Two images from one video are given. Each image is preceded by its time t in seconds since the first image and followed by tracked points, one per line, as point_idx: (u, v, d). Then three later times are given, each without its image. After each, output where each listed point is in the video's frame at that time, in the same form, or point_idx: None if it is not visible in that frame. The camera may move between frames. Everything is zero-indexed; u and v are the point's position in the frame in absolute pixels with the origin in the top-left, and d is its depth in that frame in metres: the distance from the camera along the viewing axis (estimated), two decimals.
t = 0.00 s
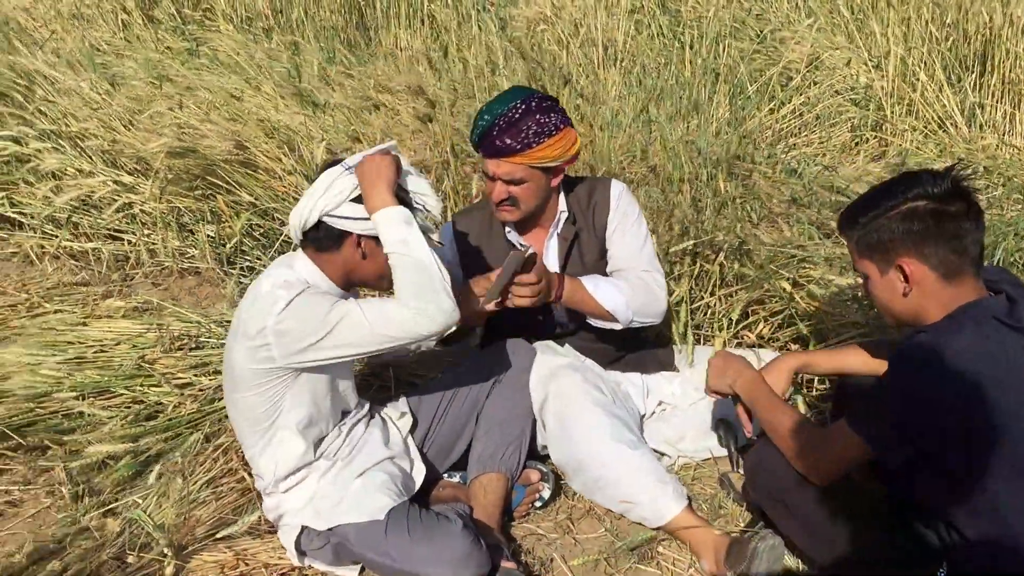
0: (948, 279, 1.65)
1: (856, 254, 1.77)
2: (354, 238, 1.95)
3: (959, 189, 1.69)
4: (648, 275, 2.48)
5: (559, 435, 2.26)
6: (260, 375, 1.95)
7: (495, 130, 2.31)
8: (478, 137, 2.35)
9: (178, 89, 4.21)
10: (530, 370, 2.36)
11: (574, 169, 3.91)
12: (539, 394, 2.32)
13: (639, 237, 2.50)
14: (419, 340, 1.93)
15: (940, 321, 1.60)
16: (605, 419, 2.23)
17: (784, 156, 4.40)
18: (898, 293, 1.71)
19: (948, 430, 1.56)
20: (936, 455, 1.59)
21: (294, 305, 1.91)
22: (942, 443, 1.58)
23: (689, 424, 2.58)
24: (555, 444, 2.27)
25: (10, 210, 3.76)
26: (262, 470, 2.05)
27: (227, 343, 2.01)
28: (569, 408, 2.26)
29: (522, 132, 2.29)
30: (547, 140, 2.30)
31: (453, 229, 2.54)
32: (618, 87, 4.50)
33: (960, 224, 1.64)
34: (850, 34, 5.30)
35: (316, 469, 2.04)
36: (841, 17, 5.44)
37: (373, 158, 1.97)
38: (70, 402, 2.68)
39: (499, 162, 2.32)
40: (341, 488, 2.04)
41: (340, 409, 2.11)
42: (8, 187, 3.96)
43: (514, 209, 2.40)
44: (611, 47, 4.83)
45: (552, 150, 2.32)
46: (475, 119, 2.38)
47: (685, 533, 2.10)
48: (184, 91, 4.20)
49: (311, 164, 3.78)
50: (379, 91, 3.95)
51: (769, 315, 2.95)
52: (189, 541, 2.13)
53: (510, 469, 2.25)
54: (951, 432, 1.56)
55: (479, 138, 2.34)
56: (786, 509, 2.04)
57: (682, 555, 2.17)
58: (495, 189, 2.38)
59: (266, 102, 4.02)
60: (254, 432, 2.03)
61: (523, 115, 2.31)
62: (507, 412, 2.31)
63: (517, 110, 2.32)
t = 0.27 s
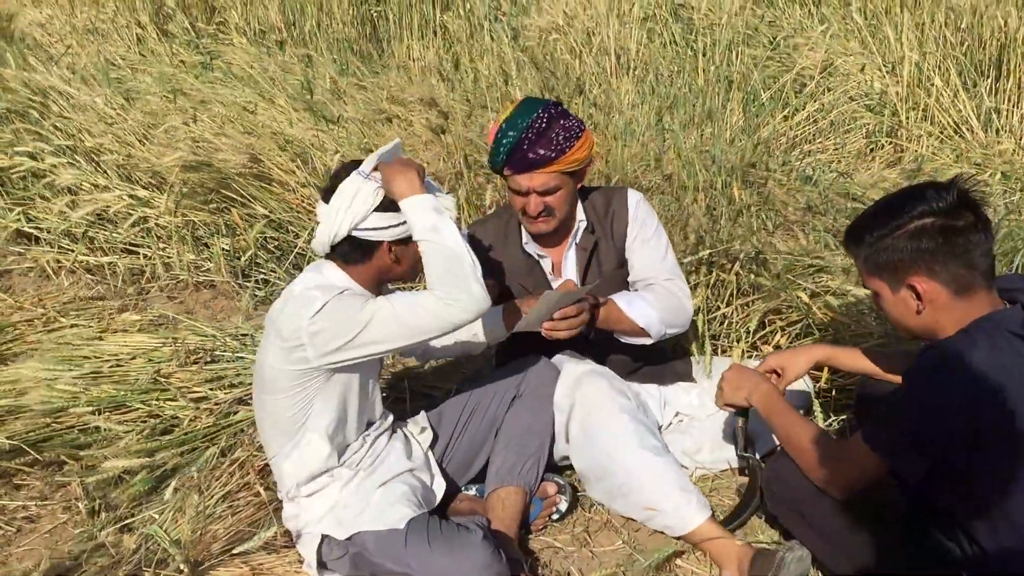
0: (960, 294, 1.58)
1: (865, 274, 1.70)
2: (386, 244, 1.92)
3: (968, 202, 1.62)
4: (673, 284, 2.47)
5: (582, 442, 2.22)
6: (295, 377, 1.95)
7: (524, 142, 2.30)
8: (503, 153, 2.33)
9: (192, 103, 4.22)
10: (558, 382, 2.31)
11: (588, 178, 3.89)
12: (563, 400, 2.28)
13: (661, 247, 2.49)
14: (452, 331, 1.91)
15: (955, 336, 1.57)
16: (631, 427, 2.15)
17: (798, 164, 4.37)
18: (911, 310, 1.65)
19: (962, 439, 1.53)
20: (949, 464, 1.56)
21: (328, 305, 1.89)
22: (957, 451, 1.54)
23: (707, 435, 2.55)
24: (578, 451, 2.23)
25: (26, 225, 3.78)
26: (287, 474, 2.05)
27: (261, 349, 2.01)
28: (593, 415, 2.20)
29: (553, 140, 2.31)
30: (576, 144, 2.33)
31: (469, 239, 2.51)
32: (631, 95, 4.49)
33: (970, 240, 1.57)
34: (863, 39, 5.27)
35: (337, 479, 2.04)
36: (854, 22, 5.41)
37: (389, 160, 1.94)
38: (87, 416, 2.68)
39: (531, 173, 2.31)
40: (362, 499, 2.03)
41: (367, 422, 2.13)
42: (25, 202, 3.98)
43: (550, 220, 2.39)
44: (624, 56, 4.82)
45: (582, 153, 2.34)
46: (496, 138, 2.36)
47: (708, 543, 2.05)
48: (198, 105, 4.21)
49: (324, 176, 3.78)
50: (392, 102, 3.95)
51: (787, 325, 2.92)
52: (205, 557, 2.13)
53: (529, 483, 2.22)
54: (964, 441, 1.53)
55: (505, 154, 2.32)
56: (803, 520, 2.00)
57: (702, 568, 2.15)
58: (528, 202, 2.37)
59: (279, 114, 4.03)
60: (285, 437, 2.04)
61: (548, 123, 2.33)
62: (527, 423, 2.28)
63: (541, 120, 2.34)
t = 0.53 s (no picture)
0: (962, 314, 1.53)
1: (867, 296, 1.65)
2: (390, 259, 1.83)
3: (967, 217, 1.56)
4: (682, 295, 2.47)
5: (585, 458, 2.19)
6: (300, 403, 1.90)
7: (534, 168, 2.26)
8: (513, 182, 2.28)
9: (204, 117, 4.23)
10: (563, 397, 2.29)
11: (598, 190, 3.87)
12: (569, 414, 2.26)
13: (668, 260, 2.49)
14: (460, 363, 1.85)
15: (956, 352, 1.52)
16: (636, 440, 2.13)
17: (812, 173, 4.33)
18: (912, 332, 1.61)
19: (966, 453, 1.48)
20: (954, 481, 1.50)
21: (338, 332, 1.82)
22: (963, 466, 1.49)
23: (714, 450, 2.52)
24: (581, 466, 2.20)
25: (38, 240, 3.79)
26: (291, 498, 2.02)
27: (266, 371, 1.95)
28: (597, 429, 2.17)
29: (563, 165, 2.28)
30: (583, 165, 2.31)
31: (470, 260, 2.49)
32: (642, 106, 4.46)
33: (972, 259, 1.51)
34: (877, 47, 5.22)
35: (342, 500, 2.03)
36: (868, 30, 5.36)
37: (388, 179, 1.82)
38: (92, 433, 2.67)
39: (543, 201, 2.28)
40: (366, 520, 2.01)
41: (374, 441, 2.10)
42: (36, 217, 3.99)
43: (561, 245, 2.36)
44: (635, 66, 4.80)
45: (588, 174, 2.33)
46: (500, 168, 2.31)
47: (712, 562, 2.02)
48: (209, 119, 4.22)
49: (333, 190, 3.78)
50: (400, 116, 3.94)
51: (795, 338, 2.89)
52: None
53: (533, 500, 2.21)
54: (969, 454, 1.48)
55: (515, 183, 2.27)
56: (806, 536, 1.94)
57: None
58: (539, 229, 2.33)
59: (290, 130, 4.03)
60: (291, 461, 2.00)
61: (555, 147, 2.29)
62: (531, 440, 2.26)
63: (548, 143, 2.30)
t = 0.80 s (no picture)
0: (953, 327, 1.52)
1: (855, 315, 1.64)
2: (374, 268, 1.82)
3: (950, 228, 1.55)
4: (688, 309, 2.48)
5: (577, 469, 2.17)
6: (282, 416, 1.89)
7: (565, 192, 2.20)
8: (541, 203, 2.21)
9: (211, 122, 4.23)
10: (553, 408, 2.29)
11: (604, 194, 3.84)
12: (561, 425, 2.24)
13: (675, 275, 2.48)
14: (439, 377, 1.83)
15: (945, 364, 1.51)
16: (626, 451, 2.11)
17: (824, 176, 4.27)
18: (905, 347, 1.60)
19: (963, 451, 1.44)
20: (952, 482, 1.46)
21: (318, 344, 1.80)
22: (960, 465, 1.45)
23: (712, 459, 2.48)
24: (574, 477, 2.18)
25: (45, 245, 3.81)
26: (278, 508, 2.01)
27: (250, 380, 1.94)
28: (588, 439, 2.15)
29: (591, 191, 2.23)
30: (608, 190, 2.28)
31: (468, 266, 2.46)
32: (651, 109, 4.42)
33: (958, 272, 1.50)
34: (892, 49, 5.15)
35: (330, 511, 2.03)
36: (883, 31, 5.29)
37: (375, 186, 1.81)
38: (91, 438, 2.68)
39: (567, 224, 2.23)
40: (352, 531, 2.00)
41: (365, 453, 2.09)
42: (45, 221, 4.01)
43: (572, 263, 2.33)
44: (645, 69, 4.75)
45: (610, 199, 2.30)
46: (525, 186, 2.24)
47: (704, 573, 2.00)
48: (218, 124, 4.22)
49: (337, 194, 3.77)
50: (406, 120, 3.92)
51: (798, 345, 2.86)
52: None
53: (525, 509, 2.19)
54: (966, 452, 1.44)
55: (542, 204, 2.21)
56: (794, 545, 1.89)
57: None
58: (556, 248, 2.28)
59: (296, 135, 4.02)
60: (276, 471, 1.99)
61: (587, 171, 2.24)
62: (522, 451, 2.25)
63: (579, 166, 2.24)
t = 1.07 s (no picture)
0: (926, 323, 1.55)
1: (829, 313, 1.67)
2: (355, 256, 1.83)
3: (920, 223, 1.58)
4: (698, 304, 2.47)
5: (565, 463, 2.15)
6: (264, 406, 1.89)
7: (604, 178, 2.19)
8: (578, 185, 2.20)
9: (215, 111, 4.23)
10: (541, 398, 2.26)
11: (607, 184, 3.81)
12: (548, 417, 2.22)
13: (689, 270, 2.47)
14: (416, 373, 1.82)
15: (921, 361, 1.54)
16: (614, 444, 2.09)
17: (833, 166, 4.20)
18: (880, 344, 1.63)
19: (958, 453, 1.46)
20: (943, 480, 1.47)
21: (298, 334, 1.81)
22: (958, 465, 1.47)
23: (704, 452, 2.46)
24: (562, 471, 2.16)
25: (48, 232, 3.82)
26: (263, 499, 2.01)
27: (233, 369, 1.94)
28: (576, 432, 2.14)
29: (626, 182, 2.23)
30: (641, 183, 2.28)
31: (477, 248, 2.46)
32: (657, 98, 4.37)
33: (931, 268, 1.52)
34: (904, 37, 5.07)
35: (315, 501, 2.01)
36: (896, 19, 5.21)
37: (360, 175, 1.80)
38: (85, 426, 2.69)
39: (598, 210, 2.23)
40: (336, 521, 1.99)
41: (353, 444, 2.08)
42: (49, 209, 4.03)
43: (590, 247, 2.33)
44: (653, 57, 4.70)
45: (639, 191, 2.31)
46: (564, 166, 2.22)
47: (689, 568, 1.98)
48: (222, 113, 4.22)
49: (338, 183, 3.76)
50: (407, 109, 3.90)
51: (795, 338, 2.84)
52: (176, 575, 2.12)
53: (511, 501, 2.18)
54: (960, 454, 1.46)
55: (578, 187, 2.20)
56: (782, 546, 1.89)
57: None
58: (581, 231, 2.27)
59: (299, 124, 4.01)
60: (260, 461, 1.98)
61: (625, 161, 2.24)
62: (511, 442, 2.24)
63: (618, 155, 2.24)
